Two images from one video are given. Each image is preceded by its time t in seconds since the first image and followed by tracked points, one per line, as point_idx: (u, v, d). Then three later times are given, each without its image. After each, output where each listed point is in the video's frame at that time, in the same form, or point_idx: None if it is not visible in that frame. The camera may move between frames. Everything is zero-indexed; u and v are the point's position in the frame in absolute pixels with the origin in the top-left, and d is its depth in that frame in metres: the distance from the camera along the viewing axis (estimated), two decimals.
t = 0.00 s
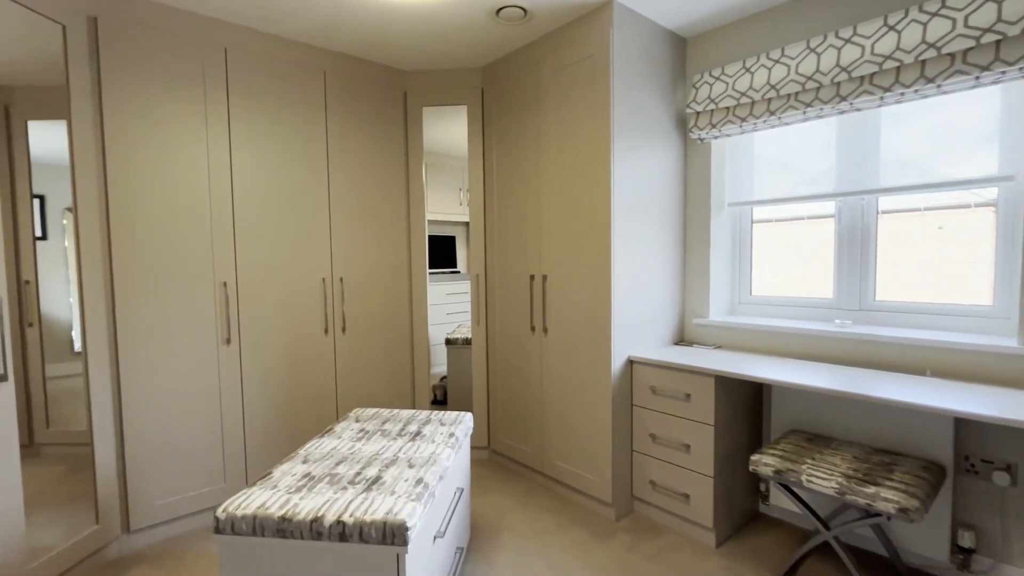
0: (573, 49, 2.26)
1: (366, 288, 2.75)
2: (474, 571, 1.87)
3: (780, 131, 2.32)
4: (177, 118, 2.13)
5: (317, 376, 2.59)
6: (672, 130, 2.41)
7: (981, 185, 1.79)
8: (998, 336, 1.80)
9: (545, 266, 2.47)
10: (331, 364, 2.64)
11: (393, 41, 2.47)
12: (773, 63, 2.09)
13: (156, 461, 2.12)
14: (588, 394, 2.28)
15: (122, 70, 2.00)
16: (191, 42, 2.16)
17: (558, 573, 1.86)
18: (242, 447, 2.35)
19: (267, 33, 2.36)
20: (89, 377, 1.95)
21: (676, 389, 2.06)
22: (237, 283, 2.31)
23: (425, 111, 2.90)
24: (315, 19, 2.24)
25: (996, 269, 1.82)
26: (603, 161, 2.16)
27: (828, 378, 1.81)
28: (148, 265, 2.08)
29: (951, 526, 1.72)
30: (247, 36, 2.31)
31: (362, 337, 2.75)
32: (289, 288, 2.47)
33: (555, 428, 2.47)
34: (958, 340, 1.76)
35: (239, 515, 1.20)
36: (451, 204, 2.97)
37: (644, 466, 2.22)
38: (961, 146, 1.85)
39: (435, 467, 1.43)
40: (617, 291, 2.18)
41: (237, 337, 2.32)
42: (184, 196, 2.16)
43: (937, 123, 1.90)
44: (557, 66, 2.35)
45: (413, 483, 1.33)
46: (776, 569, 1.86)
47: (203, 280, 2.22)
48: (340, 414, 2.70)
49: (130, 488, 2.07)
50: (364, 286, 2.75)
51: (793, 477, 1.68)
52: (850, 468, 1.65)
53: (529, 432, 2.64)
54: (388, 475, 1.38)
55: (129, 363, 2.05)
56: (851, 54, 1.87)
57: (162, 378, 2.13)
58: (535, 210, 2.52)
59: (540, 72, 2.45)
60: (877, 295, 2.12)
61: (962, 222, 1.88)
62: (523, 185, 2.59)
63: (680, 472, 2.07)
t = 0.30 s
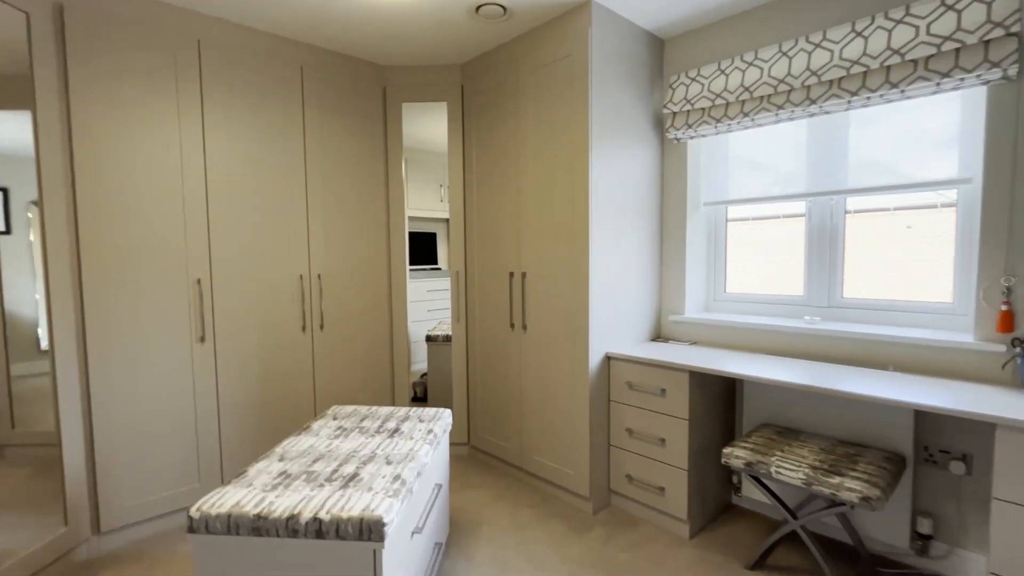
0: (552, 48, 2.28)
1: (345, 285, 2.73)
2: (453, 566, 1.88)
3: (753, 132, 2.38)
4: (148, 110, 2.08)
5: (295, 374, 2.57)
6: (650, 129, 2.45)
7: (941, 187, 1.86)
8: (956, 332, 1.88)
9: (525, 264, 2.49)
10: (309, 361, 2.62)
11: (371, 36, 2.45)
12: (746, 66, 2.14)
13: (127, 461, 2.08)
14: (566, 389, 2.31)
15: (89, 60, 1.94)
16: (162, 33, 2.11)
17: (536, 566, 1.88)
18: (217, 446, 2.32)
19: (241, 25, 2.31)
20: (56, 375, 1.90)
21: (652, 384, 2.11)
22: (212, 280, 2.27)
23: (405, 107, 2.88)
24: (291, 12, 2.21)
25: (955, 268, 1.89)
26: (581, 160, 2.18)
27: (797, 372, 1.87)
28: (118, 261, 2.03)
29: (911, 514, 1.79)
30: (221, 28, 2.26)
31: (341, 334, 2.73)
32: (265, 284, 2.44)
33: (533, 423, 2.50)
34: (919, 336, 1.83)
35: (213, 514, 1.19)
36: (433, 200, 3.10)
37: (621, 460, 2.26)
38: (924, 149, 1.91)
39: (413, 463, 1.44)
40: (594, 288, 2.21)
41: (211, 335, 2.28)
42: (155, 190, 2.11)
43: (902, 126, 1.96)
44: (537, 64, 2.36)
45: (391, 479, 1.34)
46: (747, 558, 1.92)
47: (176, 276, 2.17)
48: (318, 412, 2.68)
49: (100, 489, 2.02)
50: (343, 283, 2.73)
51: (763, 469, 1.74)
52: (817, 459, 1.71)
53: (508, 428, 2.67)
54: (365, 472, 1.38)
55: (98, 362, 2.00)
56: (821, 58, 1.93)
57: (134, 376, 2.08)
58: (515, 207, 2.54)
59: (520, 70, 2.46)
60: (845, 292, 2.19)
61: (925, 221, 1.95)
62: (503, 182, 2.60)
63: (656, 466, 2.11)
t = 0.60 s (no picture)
0: (538, 42, 2.28)
1: (330, 279, 2.72)
2: (439, 558, 1.90)
3: (736, 129, 2.42)
4: (128, 101, 2.04)
5: (280, 368, 2.56)
6: (635, 125, 2.47)
7: (917, 184, 1.91)
8: (929, 325, 1.94)
9: (511, 258, 2.50)
10: (294, 356, 2.60)
11: (357, 28, 2.43)
12: (730, 63, 2.17)
13: (109, 457, 2.06)
14: (552, 383, 2.33)
15: (66, 49, 1.90)
16: (142, 22, 2.07)
17: (522, 557, 1.91)
18: (201, 441, 2.30)
19: (224, 15, 2.28)
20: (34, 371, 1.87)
21: (636, 377, 2.14)
22: (195, 274, 2.25)
23: (391, 100, 2.86)
24: (275, 3, 2.18)
25: (929, 262, 1.94)
26: (567, 155, 2.19)
27: (777, 364, 1.91)
28: (98, 255, 2.00)
29: (884, 501, 1.85)
30: (203, 17, 2.22)
31: (327, 328, 2.72)
32: (249, 279, 2.41)
33: (520, 416, 2.52)
34: (894, 329, 1.88)
35: (198, 508, 1.18)
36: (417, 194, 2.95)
37: (606, 452, 2.29)
38: (901, 146, 1.96)
39: (399, 456, 1.45)
40: (580, 283, 2.23)
41: (195, 330, 2.26)
42: (136, 183, 2.07)
43: (880, 124, 2.00)
44: (523, 58, 2.36)
45: (377, 472, 1.35)
46: (728, 546, 1.97)
47: (158, 270, 2.15)
48: (303, 407, 2.67)
49: (81, 486, 2.00)
50: (329, 277, 2.71)
51: (743, 459, 1.78)
52: (796, 449, 1.75)
53: (495, 421, 2.68)
54: (351, 465, 1.39)
55: (78, 357, 1.97)
56: (802, 56, 1.96)
57: (115, 372, 2.06)
58: (501, 202, 2.54)
59: (507, 64, 2.46)
60: (824, 286, 2.24)
61: (901, 217, 2.00)
62: (490, 177, 2.60)
63: (640, 457, 2.14)
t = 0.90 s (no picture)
0: (529, 42, 2.28)
1: (320, 278, 2.70)
2: (431, 558, 1.90)
3: (725, 129, 2.43)
4: (113, 98, 2.01)
5: (269, 368, 2.54)
6: (626, 125, 2.48)
7: (902, 185, 1.93)
8: (913, 324, 1.97)
9: (502, 257, 2.50)
10: (284, 356, 2.59)
11: (347, 25, 2.41)
12: (720, 64, 2.18)
13: (95, 459, 2.03)
14: (542, 382, 2.34)
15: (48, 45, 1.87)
16: (127, 17, 2.03)
17: (513, 556, 1.91)
18: (190, 442, 2.28)
19: (211, 12, 2.25)
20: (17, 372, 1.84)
21: (626, 376, 2.15)
22: (182, 273, 2.22)
23: (381, 99, 2.85)
24: None
25: (914, 262, 1.98)
26: (557, 155, 2.20)
27: (765, 363, 1.93)
28: (82, 254, 1.97)
29: (870, 498, 1.88)
30: (189, 14, 2.19)
31: (317, 328, 2.70)
32: (238, 278, 2.39)
33: (511, 416, 2.52)
34: (880, 328, 1.91)
35: (186, 511, 1.17)
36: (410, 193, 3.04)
37: (597, 451, 2.30)
38: (887, 148, 1.98)
39: (390, 457, 1.44)
40: (571, 282, 2.24)
41: (183, 330, 2.23)
42: (122, 181, 2.04)
43: (866, 126, 2.03)
44: (514, 58, 2.36)
45: (368, 473, 1.34)
46: (717, 543, 1.99)
47: (145, 269, 2.12)
48: (293, 407, 2.65)
49: (66, 489, 1.97)
50: (319, 276, 2.69)
51: (732, 457, 1.80)
52: (784, 447, 1.77)
53: (486, 421, 2.68)
54: (341, 466, 1.38)
55: (63, 358, 1.94)
56: (791, 58, 1.98)
57: (100, 373, 2.03)
58: (492, 201, 2.54)
59: (498, 63, 2.45)
60: (812, 286, 2.27)
61: (887, 217, 2.03)
62: (481, 176, 2.60)
63: (630, 455, 2.16)
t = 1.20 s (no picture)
0: (522, 40, 2.28)
1: (312, 277, 2.69)
2: (423, 556, 1.90)
3: (717, 128, 2.45)
4: (99, 94, 1.98)
5: (260, 367, 2.52)
6: (618, 123, 2.49)
7: (890, 184, 1.96)
8: (900, 322, 2.00)
9: (495, 256, 2.50)
10: (275, 355, 2.57)
11: (338, 22, 2.39)
12: (712, 63, 2.20)
13: (82, 460, 2.01)
14: (535, 380, 2.35)
15: (32, 40, 1.83)
16: (113, 12, 2.00)
17: (506, 554, 1.92)
18: (179, 442, 2.26)
19: (199, 7, 2.22)
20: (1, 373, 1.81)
21: (618, 374, 2.16)
22: (171, 272, 2.20)
23: (373, 96, 2.83)
24: None
25: (901, 261, 2.00)
26: (550, 153, 2.20)
27: (755, 361, 1.95)
28: (68, 253, 1.94)
29: (857, 493, 1.91)
30: (177, 9, 2.16)
31: (308, 327, 2.68)
32: (228, 277, 2.37)
33: (504, 414, 2.52)
34: (868, 326, 1.94)
35: (175, 512, 1.16)
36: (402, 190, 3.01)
37: (589, 449, 2.31)
38: (875, 148, 2.01)
39: (383, 456, 1.44)
40: (563, 281, 2.24)
41: (172, 329, 2.21)
42: (109, 179, 2.02)
43: (855, 126, 2.05)
44: (507, 55, 2.36)
45: (360, 472, 1.34)
46: (707, 538, 2.01)
47: (133, 268, 2.09)
48: (284, 406, 2.64)
49: (53, 490, 1.94)
50: (310, 274, 2.68)
51: (722, 454, 1.81)
52: (773, 444, 1.79)
53: (479, 419, 2.69)
54: (333, 465, 1.37)
55: (49, 358, 1.91)
56: (781, 58, 2.00)
57: (87, 373, 2.00)
58: (485, 199, 2.54)
59: (490, 61, 2.45)
60: (801, 284, 2.29)
61: (875, 217, 2.06)
62: (473, 174, 2.60)
63: (622, 453, 2.17)
